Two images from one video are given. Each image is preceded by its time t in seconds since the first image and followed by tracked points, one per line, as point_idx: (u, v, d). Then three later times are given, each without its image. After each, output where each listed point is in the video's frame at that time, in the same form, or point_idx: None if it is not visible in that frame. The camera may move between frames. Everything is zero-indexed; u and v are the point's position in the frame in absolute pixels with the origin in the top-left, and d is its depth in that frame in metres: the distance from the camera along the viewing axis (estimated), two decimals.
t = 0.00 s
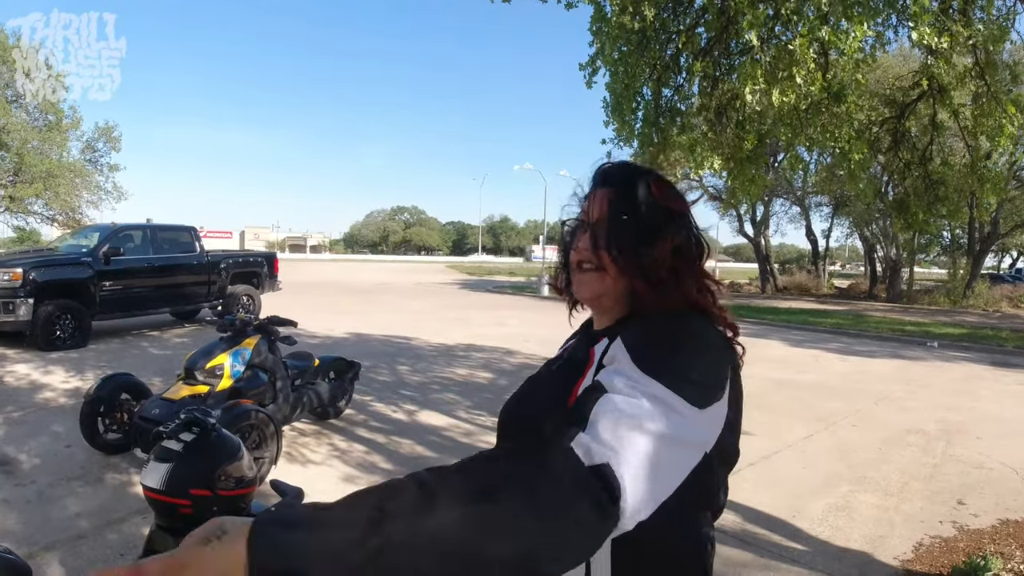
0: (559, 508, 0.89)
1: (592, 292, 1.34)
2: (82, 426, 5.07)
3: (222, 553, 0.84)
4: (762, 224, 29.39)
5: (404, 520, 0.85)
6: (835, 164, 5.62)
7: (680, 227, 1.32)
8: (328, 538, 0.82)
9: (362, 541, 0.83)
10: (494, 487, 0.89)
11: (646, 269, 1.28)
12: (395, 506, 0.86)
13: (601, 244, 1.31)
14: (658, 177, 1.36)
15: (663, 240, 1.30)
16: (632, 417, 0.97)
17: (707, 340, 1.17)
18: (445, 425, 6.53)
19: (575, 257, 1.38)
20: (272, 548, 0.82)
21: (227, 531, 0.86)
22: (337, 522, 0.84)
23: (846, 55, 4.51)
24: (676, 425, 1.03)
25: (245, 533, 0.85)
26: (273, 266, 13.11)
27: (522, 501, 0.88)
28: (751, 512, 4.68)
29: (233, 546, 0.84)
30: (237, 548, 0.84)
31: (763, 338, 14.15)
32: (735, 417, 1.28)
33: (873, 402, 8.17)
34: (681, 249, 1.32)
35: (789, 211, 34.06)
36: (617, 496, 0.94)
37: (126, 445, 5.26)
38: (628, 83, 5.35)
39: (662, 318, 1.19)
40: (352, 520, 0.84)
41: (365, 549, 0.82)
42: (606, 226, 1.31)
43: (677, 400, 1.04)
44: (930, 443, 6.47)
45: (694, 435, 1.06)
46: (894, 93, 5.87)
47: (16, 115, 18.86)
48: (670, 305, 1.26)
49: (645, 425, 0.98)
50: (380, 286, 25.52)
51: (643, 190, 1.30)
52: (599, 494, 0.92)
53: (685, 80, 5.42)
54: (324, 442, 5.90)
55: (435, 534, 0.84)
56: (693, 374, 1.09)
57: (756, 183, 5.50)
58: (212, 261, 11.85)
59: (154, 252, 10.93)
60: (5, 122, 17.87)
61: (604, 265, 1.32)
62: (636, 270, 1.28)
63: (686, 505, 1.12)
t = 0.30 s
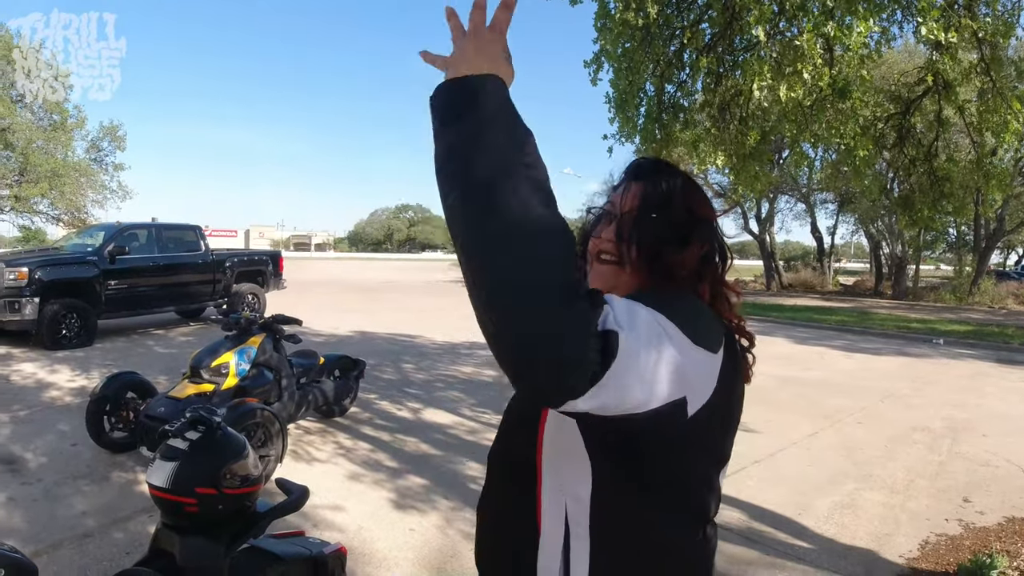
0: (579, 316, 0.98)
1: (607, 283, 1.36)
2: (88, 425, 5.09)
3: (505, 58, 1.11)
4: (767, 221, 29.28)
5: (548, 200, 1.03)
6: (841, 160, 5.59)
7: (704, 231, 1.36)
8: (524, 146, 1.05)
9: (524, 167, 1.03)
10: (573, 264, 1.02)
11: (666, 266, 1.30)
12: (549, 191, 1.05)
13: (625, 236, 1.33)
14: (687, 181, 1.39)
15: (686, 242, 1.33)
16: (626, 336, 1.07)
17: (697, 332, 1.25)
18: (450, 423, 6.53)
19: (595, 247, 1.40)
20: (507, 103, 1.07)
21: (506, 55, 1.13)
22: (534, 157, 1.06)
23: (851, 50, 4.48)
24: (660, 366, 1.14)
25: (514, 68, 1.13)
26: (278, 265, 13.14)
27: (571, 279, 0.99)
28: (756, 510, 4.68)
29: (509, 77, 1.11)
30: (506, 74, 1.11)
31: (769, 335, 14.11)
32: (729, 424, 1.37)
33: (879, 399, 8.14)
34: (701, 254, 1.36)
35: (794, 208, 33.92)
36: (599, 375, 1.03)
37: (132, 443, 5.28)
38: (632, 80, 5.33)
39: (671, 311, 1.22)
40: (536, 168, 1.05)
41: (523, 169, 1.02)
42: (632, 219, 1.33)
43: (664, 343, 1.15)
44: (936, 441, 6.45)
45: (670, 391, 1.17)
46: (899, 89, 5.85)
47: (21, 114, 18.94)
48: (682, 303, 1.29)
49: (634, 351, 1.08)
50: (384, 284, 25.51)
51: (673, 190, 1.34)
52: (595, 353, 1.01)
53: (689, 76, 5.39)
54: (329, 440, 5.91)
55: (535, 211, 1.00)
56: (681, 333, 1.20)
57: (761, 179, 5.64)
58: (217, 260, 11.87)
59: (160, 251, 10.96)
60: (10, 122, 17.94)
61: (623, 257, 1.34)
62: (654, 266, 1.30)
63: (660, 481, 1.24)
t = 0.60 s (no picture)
0: (560, 329, 1.00)
1: (620, 284, 1.39)
2: (96, 426, 5.11)
3: (479, 74, 1.15)
4: (773, 220, 29.20)
5: (525, 216, 1.05)
6: (846, 159, 5.57)
7: (713, 230, 1.38)
8: (500, 164, 1.07)
9: (501, 185, 1.05)
10: (553, 278, 1.04)
11: (677, 263, 1.32)
12: (526, 207, 1.06)
13: (635, 237, 1.36)
14: (697, 183, 1.41)
15: (696, 239, 1.35)
16: (613, 337, 1.07)
17: (704, 327, 1.26)
18: (456, 423, 6.53)
19: (610, 250, 1.44)
20: (480, 122, 1.09)
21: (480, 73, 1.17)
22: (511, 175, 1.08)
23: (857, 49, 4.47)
24: (654, 367, 1.13)
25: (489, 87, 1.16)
26: (284, 266, 13.17)
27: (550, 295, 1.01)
28: (762, 510, 4.66)
29: (484, 96, 1.14)
30: (479, 94, 1.14)
31: (775, 334, 14.05)
32: (737, 432, 1.36)
33: (887, 398, 8.10)
34: (713, 251, 1.37)
35: (799, 206, 33.82)
36: (582, 378, 1.03)
37: (139, 445, 5.29)
38: (636, 79, 5.34)
39: (679, 305, 1.24)
40: (511, 184, 1.07)
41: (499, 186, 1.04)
42: (642, 219, 1.36)
43: (660, 342, 1.15)
44: (944, 440, 6.42)
45: (668, 394, 1.16)
46: (905, 86, 5.81)
47: (27, 117, 19.03)
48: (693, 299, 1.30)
49: (622, 350, 1.08)
50: (389, 284, 25.53)
51: (682, 191, 1.36)
52: (574, 360, 1.01)
53: (693, 75, 5.38)
54: (336, 441, 5.93)
55: (513, 228, 1.01)
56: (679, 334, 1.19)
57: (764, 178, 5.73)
58: (223, 261, 11.91)
59: (166, 253, 11.01)
60: (16, 124, 18.05)
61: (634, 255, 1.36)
62: (665, 262, 1.32)
63: (662, 484, 1.25)
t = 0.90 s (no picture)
0: (558, 329, 1.00)
1: (627, 285, 1.38)
2: (100, 429, 5.13)
3: (472, 77, 1.15)
4: (776, 221, 29.17)
5: (521, 220, 1.05)
6: (849, 159, 5.57)
7: (719, 230, 1.39)
8: (497, 170, 1.07)
9: (496, 190, 1.05)
10: (550, 279, 1.04)
11: (685, 261, 1.32)
12: (520, 210, 1.07)
13: (641, 237, 1.35)
14: (701, 185, 1.43)
15: (703, 237, 1.35)
16: (616, 336, 1.07)
17: (716, 325, 1.25)
18: (459, 425, 6.53)
19: (616, 251, 1.43)
20: (476, 130, 1.10)
21: (477, 77, 1.17)
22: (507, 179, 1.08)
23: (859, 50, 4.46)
24: (660, 368, 1.12)
25: (485, 94, 1.16)
26: (288, 268, 13.20)
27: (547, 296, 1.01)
28: (767, 511, 4.65)
29: (480, 103, 1.15)
30: (476, 102, 1.14)
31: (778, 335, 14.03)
32: (748, 435, 1.36)
33: (891, 399, 8.08)
34: (720, 251, 1.38)
35: (802, 206, 33.75)
36: (581, 376, 1.03)
37: (144, 447, 5.31)
38: (639, 80, 5.34)
39: (689, 303, 1.24)
40: (507, 188, 1.07)
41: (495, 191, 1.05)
42: (648, 218, 1.36)
43: (667, 343, 1.14)
44: (948, 441, 6.40)
45: (675, 395, 1.16)
46: (909, 87, 5.80)
47: (32, 121, 19.12)
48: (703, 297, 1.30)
49: (625, 350, 1.07)
50: (392, 287, 25.54)
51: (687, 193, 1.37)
52: (570, 359, 1.01)
53: (695, 76, 5.38)
54: (340, 443, 5.93)
55: (508, 232, 1.02)
56: (687, 334, 1.19)
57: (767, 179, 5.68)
58: (226, 264, 11.93)
59: (170, 256, 11.04)
60: (20, 128, 18.13)
61: (642, 254, 1.36)
62: (673, 261, 1.32)
63: (672, 486, 1.25)
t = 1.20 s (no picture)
0: (572, 322, 1.00)
1: (620, 291, 1.37)
2: (103, 432, 5.14)
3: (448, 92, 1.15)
4: (778, 223, 29.14)
5: (522, 219, 1.06)
6: (851, 161, 5.57)
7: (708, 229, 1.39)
8: (491, 174, 1.08)
9: (493, 193, 1.05)
10: (560, 272, 1.04)
11: (676, 261, 1.32)
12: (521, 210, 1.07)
13: (632, 240, 1.35)
14: (683, 186, 1.44)
15: (692, 236, 1.36)
16: (636, 331, 1.08)
17: (717, 322, 1.26)
18: (462, 428, 6.53)
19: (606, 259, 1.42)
20: (465, 141, 1.10)
21: (452, 89, 1.18)
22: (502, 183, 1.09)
23: (861, 52, 4.46)
24: (677, 364, 1.13)
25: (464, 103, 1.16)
26: (290, 272, 13.21)
27: (559, 289, 1.01)
28: (769, 514, 4.65)
29: (459, 113, 1.15)
30: (455, 113, 1.15)
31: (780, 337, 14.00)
32: (755, 434, 1.37)
33: (894, 401, 8.06)
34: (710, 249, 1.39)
35: (805, 208, 33.73)
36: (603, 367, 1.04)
37: (146, 451, 5.31)
38: (640, 84, 5.34)
39: (687, 301, 1.25)
40: (503, 190, 1.08)
41: (493, 195, 1.05)
42: (635, 223, 1.36)
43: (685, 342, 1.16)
44: (951, 442, 6.38)
45: (691, 391, 1.17)
46: (910, 88, 5.79)
47: (34, 125, 19.19)
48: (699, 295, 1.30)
49: (646, 344, 1.08)
50: (394, 290, 25.55)
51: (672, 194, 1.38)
52: (595, 356, 1.02)
53: (697, 79, 5.38)
54: (343, 446, 5.93)
55: (510, 231, 1.02)
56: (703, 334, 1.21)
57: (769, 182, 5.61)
58: (229, 267, 11.96)
59: (172, 259, 11.06)
60: (23, 132, 18.21)
61: (633, 259, 1.35)
62: (667, 261, 1.32)
63: (685, 487, 1.25)
